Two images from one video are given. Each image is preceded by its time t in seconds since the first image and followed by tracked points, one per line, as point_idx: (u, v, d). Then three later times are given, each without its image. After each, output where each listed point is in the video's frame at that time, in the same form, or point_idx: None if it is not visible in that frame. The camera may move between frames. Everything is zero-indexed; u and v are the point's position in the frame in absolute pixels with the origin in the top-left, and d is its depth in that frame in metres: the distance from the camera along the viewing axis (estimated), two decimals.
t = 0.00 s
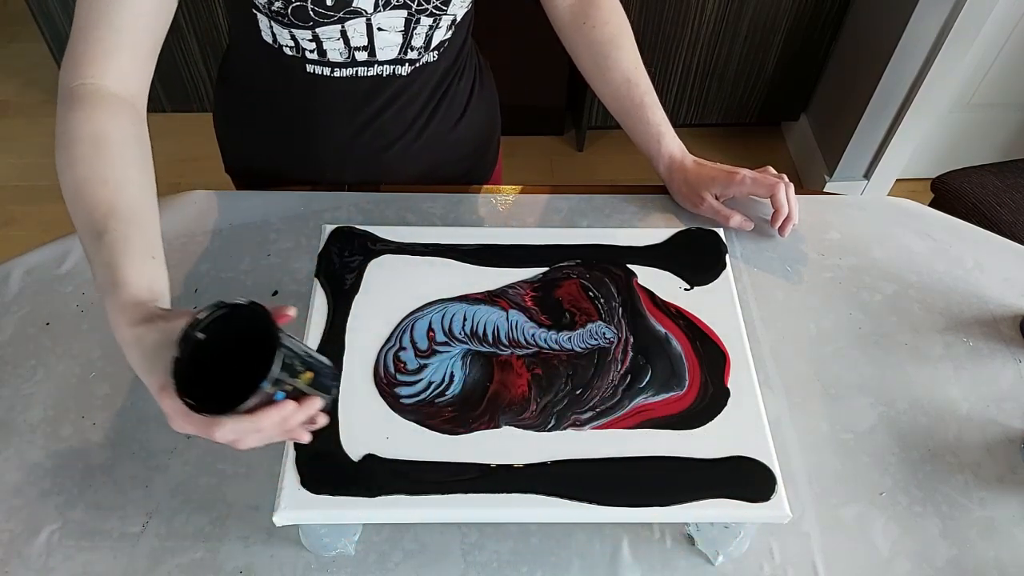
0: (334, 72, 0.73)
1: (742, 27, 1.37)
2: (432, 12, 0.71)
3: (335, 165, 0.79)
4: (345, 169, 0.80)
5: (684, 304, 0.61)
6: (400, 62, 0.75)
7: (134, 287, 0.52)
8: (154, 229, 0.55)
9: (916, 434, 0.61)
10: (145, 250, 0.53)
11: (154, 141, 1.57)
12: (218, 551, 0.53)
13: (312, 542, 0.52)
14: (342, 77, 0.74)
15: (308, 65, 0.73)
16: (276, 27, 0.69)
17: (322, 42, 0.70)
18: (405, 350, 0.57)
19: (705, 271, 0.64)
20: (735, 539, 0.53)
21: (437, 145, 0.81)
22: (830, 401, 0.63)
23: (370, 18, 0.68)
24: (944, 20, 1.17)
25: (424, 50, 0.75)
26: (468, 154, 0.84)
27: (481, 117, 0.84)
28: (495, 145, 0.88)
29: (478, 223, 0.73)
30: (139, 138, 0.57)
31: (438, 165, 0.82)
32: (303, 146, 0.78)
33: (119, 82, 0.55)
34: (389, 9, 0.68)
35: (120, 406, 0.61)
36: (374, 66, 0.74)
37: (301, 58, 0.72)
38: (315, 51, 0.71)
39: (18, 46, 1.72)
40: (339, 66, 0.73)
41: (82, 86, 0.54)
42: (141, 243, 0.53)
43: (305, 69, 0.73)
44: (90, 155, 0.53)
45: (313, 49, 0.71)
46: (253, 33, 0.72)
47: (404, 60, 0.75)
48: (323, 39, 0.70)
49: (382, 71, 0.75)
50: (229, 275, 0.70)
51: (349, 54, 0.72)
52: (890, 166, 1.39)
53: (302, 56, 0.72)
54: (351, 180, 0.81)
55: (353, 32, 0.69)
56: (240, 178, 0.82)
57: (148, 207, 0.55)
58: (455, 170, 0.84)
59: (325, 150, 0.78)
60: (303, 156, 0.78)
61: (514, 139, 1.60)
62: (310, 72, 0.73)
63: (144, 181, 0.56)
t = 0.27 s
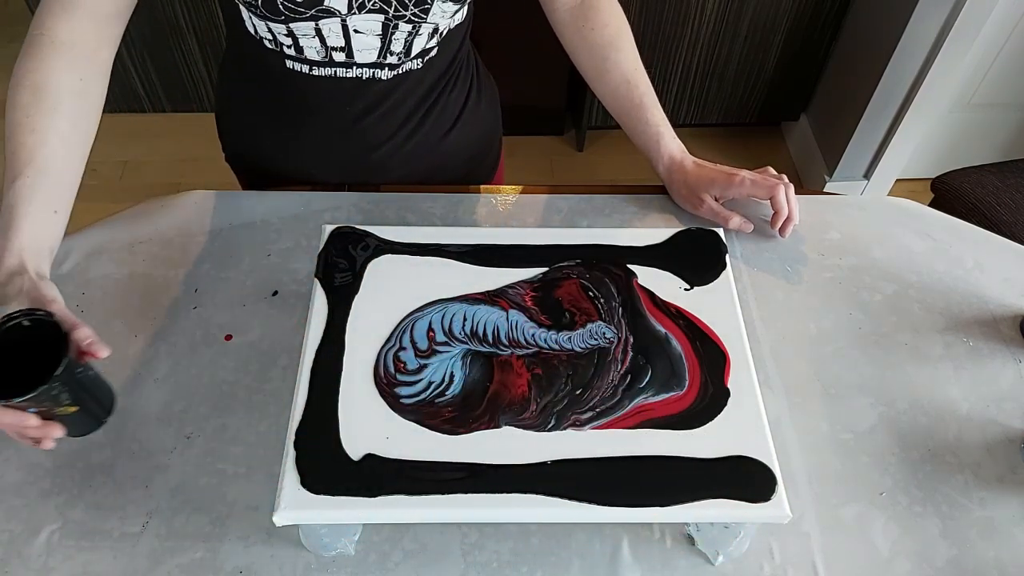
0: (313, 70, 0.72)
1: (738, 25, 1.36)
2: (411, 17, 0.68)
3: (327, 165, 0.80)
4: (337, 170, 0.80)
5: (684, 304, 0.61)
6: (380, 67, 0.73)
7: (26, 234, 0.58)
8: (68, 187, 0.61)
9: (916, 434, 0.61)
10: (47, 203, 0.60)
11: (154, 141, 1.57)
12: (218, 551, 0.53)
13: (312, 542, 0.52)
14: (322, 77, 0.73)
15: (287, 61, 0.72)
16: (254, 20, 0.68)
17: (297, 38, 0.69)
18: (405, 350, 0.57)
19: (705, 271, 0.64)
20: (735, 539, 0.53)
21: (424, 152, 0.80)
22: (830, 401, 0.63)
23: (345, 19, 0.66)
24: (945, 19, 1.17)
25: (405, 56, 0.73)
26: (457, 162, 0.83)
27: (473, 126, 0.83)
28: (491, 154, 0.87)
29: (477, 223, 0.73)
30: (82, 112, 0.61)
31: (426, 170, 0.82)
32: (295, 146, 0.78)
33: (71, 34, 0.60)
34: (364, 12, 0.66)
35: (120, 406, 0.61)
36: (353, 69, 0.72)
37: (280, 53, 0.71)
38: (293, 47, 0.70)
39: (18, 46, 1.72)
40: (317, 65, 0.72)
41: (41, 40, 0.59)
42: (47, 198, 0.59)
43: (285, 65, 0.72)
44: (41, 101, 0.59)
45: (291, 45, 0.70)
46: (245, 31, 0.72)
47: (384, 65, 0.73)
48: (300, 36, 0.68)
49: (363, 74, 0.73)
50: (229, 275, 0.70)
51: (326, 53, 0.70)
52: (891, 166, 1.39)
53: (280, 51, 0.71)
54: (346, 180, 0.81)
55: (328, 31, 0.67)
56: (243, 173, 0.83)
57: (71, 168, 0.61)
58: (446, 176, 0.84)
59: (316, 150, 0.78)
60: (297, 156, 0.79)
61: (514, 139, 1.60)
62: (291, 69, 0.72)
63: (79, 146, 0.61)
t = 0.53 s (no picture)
0: (298, 63, 0.72)
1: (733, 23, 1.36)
2: (389, 18, 0.68)
3: (322, 160, 0.80)
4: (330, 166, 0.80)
5: (684, 303, 0.61)
6: (363, 65, 0.72)
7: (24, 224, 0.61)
8: (68, 181, 0.63)
9: (916, 434, 0.61)
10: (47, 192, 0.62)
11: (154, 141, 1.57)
12: (218, 551, 0.53)
13: (312, 542, 0.52)
14: (307, 71, 0.72)
15: (273, 50, 0.71)
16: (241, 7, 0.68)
17: (281, 29, 0.68)
18: (405, 350, 0.57)
19: (705, 271, 0.64)
20: (735, 539, 0.53)
21: (412, 151, 0.80)
22: (829, 401, 0.63)
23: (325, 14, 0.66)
24: (944, 19, 1.17)
25: (386, 56, 0.72)
26: (450, 163, 0.83)
27: (468, 129, 0.82)
28: (490, 156, 0.86)
29: (477, 224, 0.73)
30: (88, 105, 0.63)
31: (416, 169, 0.81)
32: (291, 140, 0.78)
33: (83, 25, 0.62)
34: (343, 9, 0.66)
35: (120, 406, 0.61)
36: (336, 64, 0.72)
37: (268, 43, 0.71)
38: (278, 37, 0.69)
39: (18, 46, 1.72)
40: (302, 57, 0.71)
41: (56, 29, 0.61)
42: (46, 186, 0.61)
43: (272, 55, 0.72)
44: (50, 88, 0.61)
45: (275, 35, 0.69)
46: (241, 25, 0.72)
47: (367, 63, 0.72)
48: (283, 27, 0.68)
49: (345, 70, 0.73)
50: (228, 275, 0.70)
51: (309, 46, 0.70)
52: (890, 166, 1.39)
53: (267, 40, 0.70)
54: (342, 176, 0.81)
55: (309, 24, 0.67)
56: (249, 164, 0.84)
57: (75, 160, 0.63)
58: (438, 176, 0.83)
59: (310, 145, 0.78)
60: (294, 150, 0.79)
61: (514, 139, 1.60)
62: (278, 60, 0.72)
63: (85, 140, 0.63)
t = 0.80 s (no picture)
0: (296, 52, 0.71)
1: (733, 23, 1.36)
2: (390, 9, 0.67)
3: (323, 152, 0.80)
4: (330, 157, 0.80)
5: (684, 304, 0.61)
6: (362, 57, 0.72)
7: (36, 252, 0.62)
8: (79, 207, 0.63)
9: (916, 434, 0.61)
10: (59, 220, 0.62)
11: (154, 141, 1.57)
12: (218, 551, 0.53)
13: (312, 542, 0.52)
14: (307, 61, 0.72)
15: (274, 39, 0.71)
16: None
17: (282, 17, 0.68)
18: (405, 350, 0.57)
19: (705, 271, 0.64)
20: (735, 539, 0.53)
21: (409, 145, 0.79)
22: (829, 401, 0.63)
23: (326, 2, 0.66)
24: (945, 19, 1.17)
25: (384, 50, 0.72)
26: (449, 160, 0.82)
27: (468, 125, 0.82)
28: (490, 154, 0.86)
29: (477, 224, 0.73)
30: (100, 130, 0.62)
31: (412, 163, 0.81)
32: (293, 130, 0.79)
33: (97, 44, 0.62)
34: None
35: (120, 406, 0.61)
36: (334, 56, 0.71)
37: (269, 31, 0.71)
38: (279, 25, 0.69)
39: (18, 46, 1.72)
40: (301, 47, 0.71)
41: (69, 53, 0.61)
42: (58, 215, 0.62)
43: (272, 43, 0.72)
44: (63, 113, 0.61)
45: (276, 24, 0.69)
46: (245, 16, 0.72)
47: (365, 56, 0.72)
48: (284, 15, 0.67)
49: (344, 62, 0.72)
50: (228, 275, 0.70)
51: (310, 36, 0.69)
52: (891, 166, 1.39)
53: (269, 29, 0.70)
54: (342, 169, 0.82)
55: (309, 13, 0.67)
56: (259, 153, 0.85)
57: (87, 189, 0.63)
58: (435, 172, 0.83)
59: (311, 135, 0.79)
60: (297, 140, 0.80)
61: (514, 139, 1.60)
62: (276, 48, 0.72)
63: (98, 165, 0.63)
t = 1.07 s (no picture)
0: (315, 31, 0.72)
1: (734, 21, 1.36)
2: None
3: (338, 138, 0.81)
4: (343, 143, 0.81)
5: (684, 304, 0.61)
6: (376, 41, 0.72)
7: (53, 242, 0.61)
8: (99, 199, 0.61)
9: (916, 434, 0.61)
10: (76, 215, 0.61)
11: (154, 141, 1.57)
12: (218, 551, 0.53)
13: (312, 542, 0.52)
14: (324, 40, 0.73)
15: (296, 17, 0.72)
16: None
17: None
18: (405, 350, 0.57)
19: (705, 271, 0.64)
20: (735, 539, 0.53)
21: (419, 133, 0.79)
22: (829, 401, 0.63)
23: None
24: (945, 19, 1.17)
25: (399, 36, 0.72)
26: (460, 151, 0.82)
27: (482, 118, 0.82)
28: (504, 150, 0.86)
29: (478, 224, 0.73)
30: (124, 125, 0.61)
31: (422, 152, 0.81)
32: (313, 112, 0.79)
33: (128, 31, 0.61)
34: None
35: (120, 406, 0.61)
36: (351, 37, 0.72)
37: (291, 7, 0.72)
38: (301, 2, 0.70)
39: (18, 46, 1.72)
40: (320, 27, 0.71)
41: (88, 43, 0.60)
42: (76, 210, 0.61)
43: (294, 21, 0.73)
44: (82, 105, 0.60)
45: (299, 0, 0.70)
46: None
47: (381, 40, 0.72)
48: None
49: (359, 46, 0.72)
50: (229, 275, 0.70)
51: (328, 15, 0.70)
52: (890, 166, 1.39)
53: (293, 7, 0.72)
54: (356, 156, 0.82)
55: None
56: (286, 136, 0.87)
57: (109, 181, 0.61)
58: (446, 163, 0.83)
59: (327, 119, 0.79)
60: (316, 124, 0.81)
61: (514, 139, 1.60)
62: (298, 26, 0.73)
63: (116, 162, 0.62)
